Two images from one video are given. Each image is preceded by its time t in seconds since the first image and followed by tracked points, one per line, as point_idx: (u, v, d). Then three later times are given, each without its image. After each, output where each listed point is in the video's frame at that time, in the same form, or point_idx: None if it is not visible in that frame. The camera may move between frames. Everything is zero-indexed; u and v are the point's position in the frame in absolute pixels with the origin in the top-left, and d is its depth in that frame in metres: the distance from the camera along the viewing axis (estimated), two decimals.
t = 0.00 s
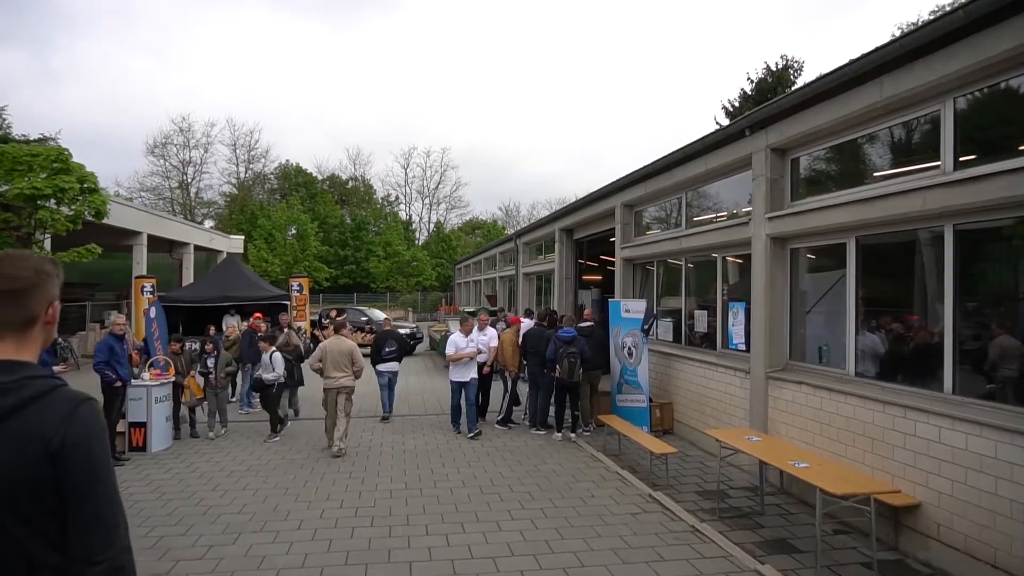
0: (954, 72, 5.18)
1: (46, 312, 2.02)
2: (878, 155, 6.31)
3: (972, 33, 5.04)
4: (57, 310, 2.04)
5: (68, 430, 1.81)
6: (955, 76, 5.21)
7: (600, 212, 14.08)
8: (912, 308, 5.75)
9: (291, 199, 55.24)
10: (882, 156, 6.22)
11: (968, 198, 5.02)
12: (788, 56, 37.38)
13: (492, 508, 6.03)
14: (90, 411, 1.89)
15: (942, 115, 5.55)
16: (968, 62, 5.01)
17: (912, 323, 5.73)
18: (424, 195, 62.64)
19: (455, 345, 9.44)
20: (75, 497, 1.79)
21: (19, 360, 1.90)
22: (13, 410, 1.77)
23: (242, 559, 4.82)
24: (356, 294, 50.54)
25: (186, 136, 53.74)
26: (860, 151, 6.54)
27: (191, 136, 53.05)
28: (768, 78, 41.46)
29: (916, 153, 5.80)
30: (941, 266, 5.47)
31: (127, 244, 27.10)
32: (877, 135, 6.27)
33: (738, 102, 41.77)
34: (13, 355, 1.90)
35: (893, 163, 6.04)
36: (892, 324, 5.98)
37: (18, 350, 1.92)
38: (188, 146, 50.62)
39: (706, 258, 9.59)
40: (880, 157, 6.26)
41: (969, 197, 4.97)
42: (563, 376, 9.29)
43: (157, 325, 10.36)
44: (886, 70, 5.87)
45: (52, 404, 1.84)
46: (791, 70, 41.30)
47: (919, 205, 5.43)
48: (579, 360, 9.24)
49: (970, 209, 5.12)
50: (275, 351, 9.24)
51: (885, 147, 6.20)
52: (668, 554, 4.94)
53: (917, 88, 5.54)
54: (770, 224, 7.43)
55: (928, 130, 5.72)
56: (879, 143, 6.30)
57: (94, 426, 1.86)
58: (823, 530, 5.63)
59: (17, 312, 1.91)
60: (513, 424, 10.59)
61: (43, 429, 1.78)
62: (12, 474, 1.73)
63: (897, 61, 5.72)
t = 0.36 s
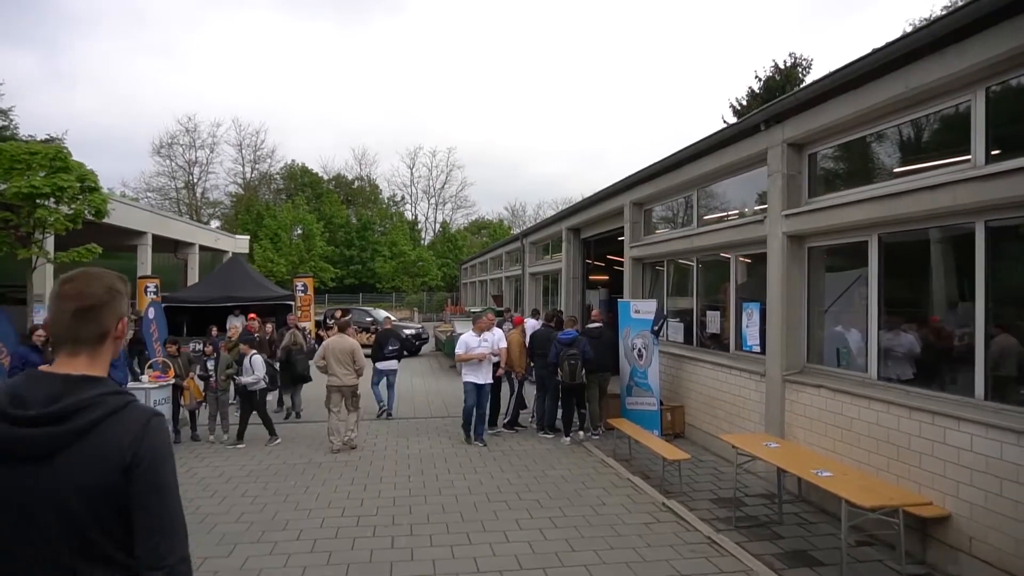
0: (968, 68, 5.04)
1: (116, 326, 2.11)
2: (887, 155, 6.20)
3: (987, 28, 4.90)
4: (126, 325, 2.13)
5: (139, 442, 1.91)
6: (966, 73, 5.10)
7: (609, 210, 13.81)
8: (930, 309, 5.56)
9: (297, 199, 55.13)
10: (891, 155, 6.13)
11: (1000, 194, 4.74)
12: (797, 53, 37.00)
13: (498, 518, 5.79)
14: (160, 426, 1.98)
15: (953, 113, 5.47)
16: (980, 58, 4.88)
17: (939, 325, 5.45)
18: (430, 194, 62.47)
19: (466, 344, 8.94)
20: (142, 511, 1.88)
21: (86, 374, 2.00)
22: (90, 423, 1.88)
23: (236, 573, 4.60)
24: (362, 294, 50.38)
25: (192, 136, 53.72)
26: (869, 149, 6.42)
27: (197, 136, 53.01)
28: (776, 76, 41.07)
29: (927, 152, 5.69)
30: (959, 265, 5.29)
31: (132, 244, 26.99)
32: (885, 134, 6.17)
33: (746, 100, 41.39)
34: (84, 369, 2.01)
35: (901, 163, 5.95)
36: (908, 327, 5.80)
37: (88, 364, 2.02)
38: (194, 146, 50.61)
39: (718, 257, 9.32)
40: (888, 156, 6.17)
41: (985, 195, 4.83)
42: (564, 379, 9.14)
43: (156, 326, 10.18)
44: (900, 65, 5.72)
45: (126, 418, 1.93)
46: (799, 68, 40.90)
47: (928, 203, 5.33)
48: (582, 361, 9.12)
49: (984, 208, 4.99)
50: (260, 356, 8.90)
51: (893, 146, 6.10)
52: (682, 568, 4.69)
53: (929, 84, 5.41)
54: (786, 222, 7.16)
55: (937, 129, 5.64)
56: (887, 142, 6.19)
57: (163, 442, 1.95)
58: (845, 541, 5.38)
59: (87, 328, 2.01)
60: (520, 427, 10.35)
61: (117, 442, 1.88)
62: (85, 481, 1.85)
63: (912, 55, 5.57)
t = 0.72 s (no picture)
0: (978, 64, 4.99)
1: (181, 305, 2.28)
2: (895, 153, 6.11)
3: (1002, 21, 4.80)
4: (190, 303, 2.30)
5: (218, 408, 2.10)
6: (974, 69, 5.05)
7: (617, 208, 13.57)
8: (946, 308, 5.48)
9: (302, 199, 55.00)
10: (898, 154, 6.05)
11: None
12: (805, 52, 36.69)
13: (507, 525, 5.57)
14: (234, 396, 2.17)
15: (961, 112, 5.42)
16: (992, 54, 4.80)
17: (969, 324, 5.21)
18: (435, 194, 62.28)
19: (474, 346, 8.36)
20: (228, 469, 2.11)
21: (156, 348, 2.18)
22: (176, 391, 2.05)
23: None
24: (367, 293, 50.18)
25: (197, 135, 53.65)
26: (876, 148, 6.34)
27: (202, 136, 52.94)
28: (784, 75, 40.76)
29: (936, 150, 5.62)
30: (976, 264, 5.22)
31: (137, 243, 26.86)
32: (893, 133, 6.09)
33: (754, 99, 41.08)
34: (155, 342, 2.19)
35: (909, 162, 5.87)
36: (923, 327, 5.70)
37: (159, 338, 2.19)
38: (199, 145, 50.53)
39: (731, 255, 9.06)
40: (896, 156, 6.08)
41: (1005, 190, 4.74)
42: (576, 379, 8.88)
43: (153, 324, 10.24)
44: (906, 63, 5.67)
45: (203, 386, 2.12)
46: (807, 66, 40.57)
47: (940, 200, 5.27)
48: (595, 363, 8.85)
49: (999, 205, 4.92)
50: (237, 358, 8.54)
51: (901, 145, 6.02)
52: None
53: (947, 77, 5.27)
54: (804, 218, 6.91)
55: (946, 128, 5.57)
56: (895, 141, 6.10)
57: (239, 406, 2.16)
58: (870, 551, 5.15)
59: (158, 306, 2.18)
60: (528, 429, 10.13)
61: (198, 408, 2.06)
62: (174, 446, 2.02)
63: (919, 52, 5.51)
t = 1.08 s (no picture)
0: (984, 64, 4.97)
1: (200, 326, 2.29)
2: (899, 153, 6.09)
3: (1015, 19, 4.72)
4: (211, 325, 2.30)
5: (235, 416, 2.16)
6: (981, 69, 5.03)
7: (624, 207, 13.34)
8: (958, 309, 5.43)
9: (304, 198, 54.83)
10: (902, 154, 6.03)
11: None
12: (811, 50, 36.44)
13: (516, 535, 5.36)
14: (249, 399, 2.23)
15: (967, 113, 5.39)
16: (1002, 52, 4.75)
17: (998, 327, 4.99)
18: (437, 194, 62.10)
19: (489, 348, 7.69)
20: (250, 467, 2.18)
21: (173, 365, 2.20)
22: (196, 405, 2.09)
23: None
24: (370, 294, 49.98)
25: (200, 135, 53.53)
26: (880, 148, 6.33)
27: (204, 135, 52.81)
28: (789, 74, 40.47)
29: (942, 150, 5.59)
30: (991, 264, 5.16)
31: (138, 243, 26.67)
32: (898, 133, 6.06)
33: (759, 98, 40.81)
34: (172, 360, 2.21)
35: (926, 160, 5.73)
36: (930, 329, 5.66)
37: (177, 356, 2.22)
38: (201, 145, 50.40)
39: (743, 255, 8.82)
40: (900, 156, 6.06)
41: (1020, 189, 4.66)
42: (590, 379, 8.67)
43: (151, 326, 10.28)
44: (913, 63, 5.63)
45: (221, 398, 2.17)
46: (813, 65, 40.33)
47: (951, 200, 5.22)
48: (610, 363, 8.62)
49: (1017, 203, 4.82)
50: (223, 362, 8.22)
51: (905, 145, 6.00)
52: None
53: (974, 70, 5.05)
54: (822, 216, 6.68)
55: (952, 129, 5.55)
56: (900, 141, 6.08)
57: (258, 414, 2.21)
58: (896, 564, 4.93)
59: (173, 325, 2.21)
60: (535, 432, 9.90)
61: (217, 418, 2.10)
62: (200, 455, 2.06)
63: (923, 53, 5.50)
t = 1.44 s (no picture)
0: (985, 61, 4.94)
1: (217, 317, 2.32)
2: (899, 152, 6.08)
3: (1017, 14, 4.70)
4: (226, 316, 2.32)
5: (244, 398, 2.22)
6: (982, 66, 5.01)
7: (627, 204, 13.11)
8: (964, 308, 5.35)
9: (303, 198, 54.57)
10: (903, 153, 6.02)
11: None
12: (813, 48, 36.23)
13: (520, 543, 5.14)
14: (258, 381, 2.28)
15: (968, 111, 5.38)
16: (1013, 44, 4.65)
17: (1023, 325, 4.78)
18: (436, 194, 61.86)
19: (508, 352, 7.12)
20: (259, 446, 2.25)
21: (185, 350, 2.26)
22: (207, 386, 2.16)
23: None
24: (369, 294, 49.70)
25: (198, 134, 53.29)
26: (886, 144, 6.24)
27: (202, 135, 52.56)
28: (790, 72, 40.26)
29: (962, 143, 5.39)
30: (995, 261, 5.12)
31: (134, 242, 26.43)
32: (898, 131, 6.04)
33: (760, 97, 40.58)
34: (187, 345, 2.29)
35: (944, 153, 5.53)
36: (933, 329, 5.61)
37: (190, 343, 2.28)
38: (199, 145, 50.13)
39: (751, 252, 8.59)
40: (901, 154, 6.05)
41: None
42: (598, 378, 8.45)
43: (144, 325, 10.15)
44: (914, 59, 5.60)
45: (231, 378, 2.23)
46: (814, 64, 40.13)
47: (963, 195, 5.10)
48: (618, 361, 8.39)
49: None
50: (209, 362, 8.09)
51: (906, 144, 5.98)
52: None
53: (996, 58, 4.86)
54: (836, 212, 6.44)
55: (952, 127, 5.54)
56: (900, 139, 6.06)
57: (266, 395, 2.28)
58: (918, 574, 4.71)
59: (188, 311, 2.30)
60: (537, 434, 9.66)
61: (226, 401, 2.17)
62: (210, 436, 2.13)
63: (928, 49, 5.44)
